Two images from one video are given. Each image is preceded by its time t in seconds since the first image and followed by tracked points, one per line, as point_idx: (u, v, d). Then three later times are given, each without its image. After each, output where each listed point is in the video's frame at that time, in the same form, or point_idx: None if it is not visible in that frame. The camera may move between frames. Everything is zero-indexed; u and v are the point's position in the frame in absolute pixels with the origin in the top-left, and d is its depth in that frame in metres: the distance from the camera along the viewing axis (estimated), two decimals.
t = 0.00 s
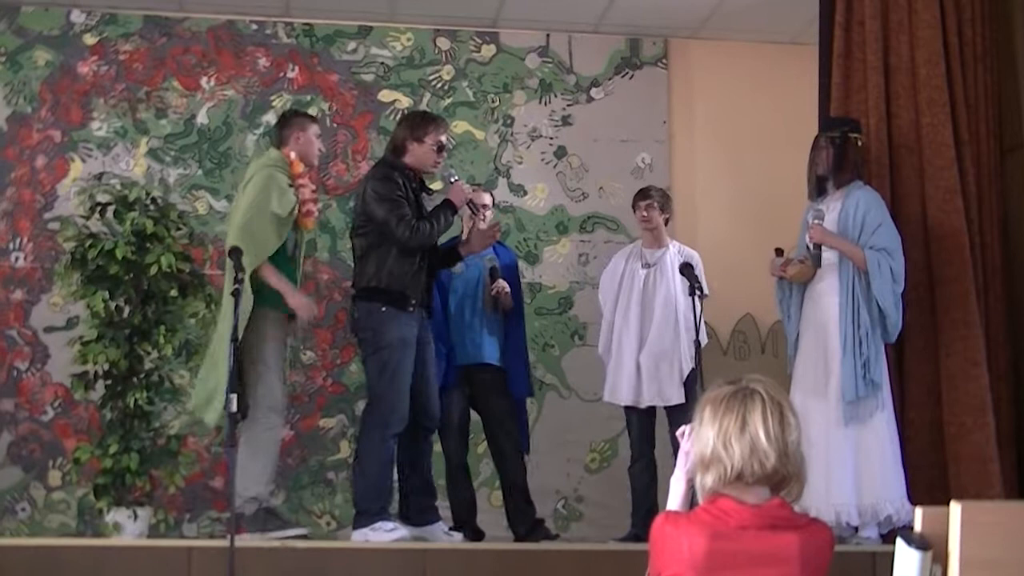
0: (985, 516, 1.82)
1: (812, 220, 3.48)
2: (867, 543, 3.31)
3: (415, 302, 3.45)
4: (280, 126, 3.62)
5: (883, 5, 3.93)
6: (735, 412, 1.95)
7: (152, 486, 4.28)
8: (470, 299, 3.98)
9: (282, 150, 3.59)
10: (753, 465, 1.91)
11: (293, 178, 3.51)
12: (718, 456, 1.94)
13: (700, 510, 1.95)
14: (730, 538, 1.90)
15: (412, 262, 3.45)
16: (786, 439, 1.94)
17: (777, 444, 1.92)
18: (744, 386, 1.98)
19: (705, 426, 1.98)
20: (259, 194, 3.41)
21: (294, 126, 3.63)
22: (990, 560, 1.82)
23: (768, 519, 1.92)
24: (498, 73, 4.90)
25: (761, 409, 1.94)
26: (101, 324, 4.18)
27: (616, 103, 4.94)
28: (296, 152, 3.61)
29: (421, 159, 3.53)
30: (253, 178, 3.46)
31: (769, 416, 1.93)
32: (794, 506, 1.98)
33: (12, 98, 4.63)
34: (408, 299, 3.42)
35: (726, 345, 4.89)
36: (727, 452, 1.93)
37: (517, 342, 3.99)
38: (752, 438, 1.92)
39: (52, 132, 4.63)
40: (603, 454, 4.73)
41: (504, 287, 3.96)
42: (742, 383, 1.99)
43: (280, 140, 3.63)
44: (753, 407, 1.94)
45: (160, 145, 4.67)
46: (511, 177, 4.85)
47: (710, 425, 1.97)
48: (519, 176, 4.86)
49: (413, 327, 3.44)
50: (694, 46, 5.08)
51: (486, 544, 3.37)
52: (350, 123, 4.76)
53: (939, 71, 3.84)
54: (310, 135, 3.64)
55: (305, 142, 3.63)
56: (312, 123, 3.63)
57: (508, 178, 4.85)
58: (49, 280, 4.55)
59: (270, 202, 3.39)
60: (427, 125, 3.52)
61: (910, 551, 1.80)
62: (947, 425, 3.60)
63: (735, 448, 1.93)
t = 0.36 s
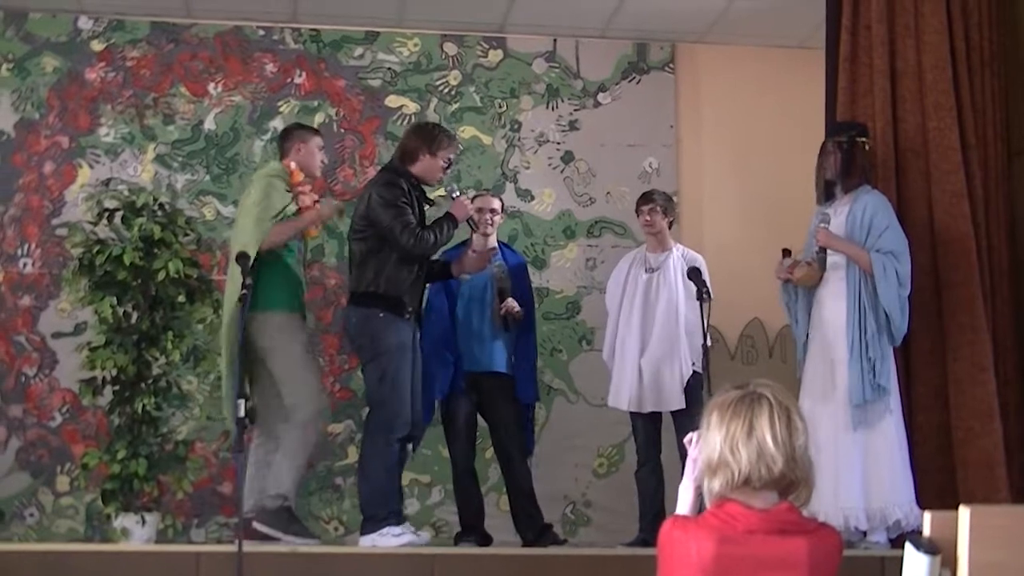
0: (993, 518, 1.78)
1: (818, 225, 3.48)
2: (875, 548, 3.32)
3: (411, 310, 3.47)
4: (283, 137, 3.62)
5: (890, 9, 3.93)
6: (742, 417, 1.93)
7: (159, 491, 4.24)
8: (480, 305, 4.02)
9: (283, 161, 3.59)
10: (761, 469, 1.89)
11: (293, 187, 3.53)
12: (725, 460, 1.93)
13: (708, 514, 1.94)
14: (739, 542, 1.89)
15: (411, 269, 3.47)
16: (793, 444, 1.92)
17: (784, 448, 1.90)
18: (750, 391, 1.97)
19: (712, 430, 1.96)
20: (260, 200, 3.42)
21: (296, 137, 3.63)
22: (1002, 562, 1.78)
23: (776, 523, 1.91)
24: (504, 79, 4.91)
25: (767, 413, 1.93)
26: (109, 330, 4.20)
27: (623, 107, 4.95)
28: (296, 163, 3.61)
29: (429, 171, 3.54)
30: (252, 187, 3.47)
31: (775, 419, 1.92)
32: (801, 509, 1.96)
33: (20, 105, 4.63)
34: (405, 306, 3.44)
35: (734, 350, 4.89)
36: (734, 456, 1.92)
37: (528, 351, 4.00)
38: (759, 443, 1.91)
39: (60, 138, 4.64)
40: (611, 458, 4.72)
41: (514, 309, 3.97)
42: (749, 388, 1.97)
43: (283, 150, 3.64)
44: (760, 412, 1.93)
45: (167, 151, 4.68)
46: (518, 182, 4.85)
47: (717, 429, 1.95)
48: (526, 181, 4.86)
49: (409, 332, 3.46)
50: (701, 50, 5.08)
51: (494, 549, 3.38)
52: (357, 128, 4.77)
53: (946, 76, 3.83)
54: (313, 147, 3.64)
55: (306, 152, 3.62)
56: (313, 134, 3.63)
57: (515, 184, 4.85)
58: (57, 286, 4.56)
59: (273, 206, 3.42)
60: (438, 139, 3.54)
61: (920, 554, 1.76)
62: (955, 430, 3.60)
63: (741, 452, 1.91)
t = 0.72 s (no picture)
0: (997, 523, 1.75)
1: (818, 229, 3.50)
2: (877, 551, 3.34)
3: (400, 320, 3.49)
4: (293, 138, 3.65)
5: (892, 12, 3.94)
6: (738, 420, 1.89)
7: (161, 494, 4.26)
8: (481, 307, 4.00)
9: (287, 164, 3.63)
10: (756, 472, 1.85)
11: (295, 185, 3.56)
12: (722, 465, 1.89)
13: (708, 518, 1.89)
14: (739, 545, 1.84)
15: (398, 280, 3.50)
16: (789, 447, 1.86)
17: (778, 451, 1.85)
18: (748, 395, 1.92)
19: (710, 433, 1.92)
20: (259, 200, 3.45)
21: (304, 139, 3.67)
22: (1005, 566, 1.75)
23: (778, 526, 1.86)
24: (507, 82, 4.91)
25: (763, 415, 1.88)
26: (111, 332, 4.19)
27: (625, 111, 4.95)
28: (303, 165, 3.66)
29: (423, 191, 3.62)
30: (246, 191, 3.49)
31: (770, 422, 1.87)
32: (804, 513, 1.91)
33: (23, 107, 4.63)
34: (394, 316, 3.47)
35: (735, 352, 4.89)
36: (730, 460, 1.87)
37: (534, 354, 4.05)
38: (752, 447, 1.86)
39: (62, 140, 4.63)
40: (613, 461, 4.72)
41: (514, 309, 3.96)
42: (746, 391, 1.93)
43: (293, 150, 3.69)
44: (754, 416, 1.88)
45: (170, 153, 4.67)
46: (520, 185, 4.85)
47: (713, 432, 1.91)
48: (529, 184, 4.87)
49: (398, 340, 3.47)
50: (703, 53, 5.09)
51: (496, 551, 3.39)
52: (360, 131, 4.77)
53: (948, 79, 3.84)
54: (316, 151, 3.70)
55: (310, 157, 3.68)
56: (316, 141, 3.70)
57: (518, 186, 4.85)
58: (59, 288, 4.56)
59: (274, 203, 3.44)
60: (435, 158, 3.62)
61: (921, 557, 1.72)
62: (957, 432, 3.60)
63: (737, 457, 1.87)
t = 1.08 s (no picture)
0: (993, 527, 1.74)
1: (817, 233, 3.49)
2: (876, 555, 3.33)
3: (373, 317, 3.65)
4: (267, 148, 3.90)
5: (889, 16, 3.94)
6: (725, 423, 1.90)
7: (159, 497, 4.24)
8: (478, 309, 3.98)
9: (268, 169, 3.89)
10: (744, 470, 1.85)
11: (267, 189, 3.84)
12: (712, 464, 1.89)
13: (702, 520, 1.90)
14: (734, 546, 1.84)
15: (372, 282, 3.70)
16: (777, 443, 1.86)
17: (766, 447, 1.85)
18: (738, 395, 1.92)
19: (700, 437, 1.93)
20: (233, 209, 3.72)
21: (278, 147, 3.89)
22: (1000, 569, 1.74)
23: (773, 527, 1.85)
24: (506, 85, 4.91)
25: (750, 414, 1.88)
26: (109, 335, 4.19)
27: (623, 114, 4.96)
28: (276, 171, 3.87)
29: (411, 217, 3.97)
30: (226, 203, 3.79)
31: (758, 420, 1.87)
32: (799, 514, 1.91)
33: (22, 110, 4.63)
34: (366, 314, 3.65)
35: (734, 356, 4.89)
36: (721, 461, 1.88)
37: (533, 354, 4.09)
38: (741, 445, 1.87)
39: (62, 144, 4.64)
40: (611, 465, 4.72)
41: (511, 312, 3.97)
42: (735, 393, 1.94)
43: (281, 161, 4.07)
44: (741, 415, 1.88)
45: (169, 156, 4.67)
46: (519, 189, 4.86)
47: (705, 435, 1.92)
48: (528, 188, 4.87)
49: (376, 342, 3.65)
50: (702, 56, 5.08)
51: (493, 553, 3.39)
52: (358, 134, 4.77)
53: (946, 82, 3.83)
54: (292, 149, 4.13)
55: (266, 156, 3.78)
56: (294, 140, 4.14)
57: (517, 190, 4.86)
58: (58, 291, 4.56)
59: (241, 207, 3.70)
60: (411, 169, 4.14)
61: (919, 561, 1.74)
62: (954, 436, 3.60)
63: (726, 456, 1.88)
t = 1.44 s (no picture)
0: (993, 531, 1.75)
1: (817, 238, 3.49)
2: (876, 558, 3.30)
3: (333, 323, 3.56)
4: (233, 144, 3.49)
5: (887, 20, 3.95)
6: (723, 426, 1.90)
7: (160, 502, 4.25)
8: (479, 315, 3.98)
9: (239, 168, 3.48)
10: (743, 473, 1.85)
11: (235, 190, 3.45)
12: (710, 469, 1.89)
13: (702, 526, 1.89)
14: (734, 549, 1.84)
15: (332, 293, 3.58)
16: (774, 445, 1.86)
17: (764, 449, 1.85)
18: (734, 399, 1.93)
19: (698, 442, 1.93)
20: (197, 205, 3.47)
21: (248, 145, 3.49)
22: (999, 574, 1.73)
23: (772, 529, 1.86)
24: (505, 90, 4.92)
25: (747, 417, 1.89)
26: (109, 341, 4.20)
27: (623, 119, 4.96)
28: (251, 172, 3.49)
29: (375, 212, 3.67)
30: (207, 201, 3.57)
31: (755, 423, 1.87)
32: (797, 518, 1.91)
33: (21, 117, 4.64)
34: (326, 321, 3.58)
35: (734, 360, 4.89)
36: (719, 464, 1.88)
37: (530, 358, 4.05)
38: (738, 448, 1.87)
39: (61, 150, 4.64)
40: (611, 470, 4.72)
41: (510, 317, 3.93)
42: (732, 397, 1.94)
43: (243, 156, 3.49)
44: (738, 418, 1.88)
45: (168, 162, 4.68)
46: (518, 194, 4.86)
47: (702, 440, 1.93)
48: (527, 193, 4.87)
49: (341, 354, 3.53)
50: (702, 60, 5.10)
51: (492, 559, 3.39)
52: (357, 140, 4.77)
53: (944, 86, 3.83)
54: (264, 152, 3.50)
55: (262, 163, 3.49)
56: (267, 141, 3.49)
57: (516, 195, 4.85)
58: (57, 297, 4.56)
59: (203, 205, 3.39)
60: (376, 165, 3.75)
61: (920, 566, 1.74)
62: (953, 440, 3.59)
63: (724, 460, 1.88)
